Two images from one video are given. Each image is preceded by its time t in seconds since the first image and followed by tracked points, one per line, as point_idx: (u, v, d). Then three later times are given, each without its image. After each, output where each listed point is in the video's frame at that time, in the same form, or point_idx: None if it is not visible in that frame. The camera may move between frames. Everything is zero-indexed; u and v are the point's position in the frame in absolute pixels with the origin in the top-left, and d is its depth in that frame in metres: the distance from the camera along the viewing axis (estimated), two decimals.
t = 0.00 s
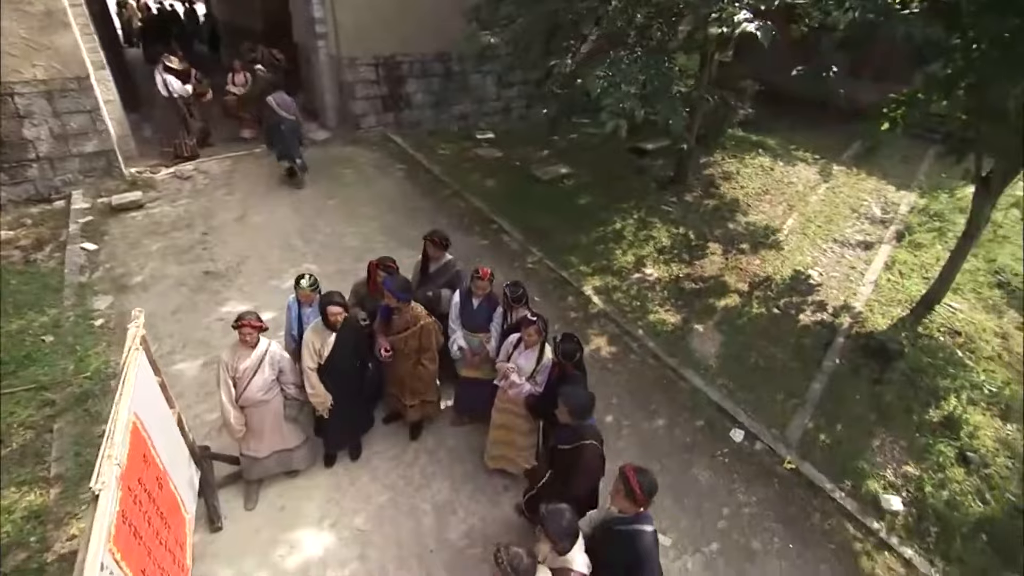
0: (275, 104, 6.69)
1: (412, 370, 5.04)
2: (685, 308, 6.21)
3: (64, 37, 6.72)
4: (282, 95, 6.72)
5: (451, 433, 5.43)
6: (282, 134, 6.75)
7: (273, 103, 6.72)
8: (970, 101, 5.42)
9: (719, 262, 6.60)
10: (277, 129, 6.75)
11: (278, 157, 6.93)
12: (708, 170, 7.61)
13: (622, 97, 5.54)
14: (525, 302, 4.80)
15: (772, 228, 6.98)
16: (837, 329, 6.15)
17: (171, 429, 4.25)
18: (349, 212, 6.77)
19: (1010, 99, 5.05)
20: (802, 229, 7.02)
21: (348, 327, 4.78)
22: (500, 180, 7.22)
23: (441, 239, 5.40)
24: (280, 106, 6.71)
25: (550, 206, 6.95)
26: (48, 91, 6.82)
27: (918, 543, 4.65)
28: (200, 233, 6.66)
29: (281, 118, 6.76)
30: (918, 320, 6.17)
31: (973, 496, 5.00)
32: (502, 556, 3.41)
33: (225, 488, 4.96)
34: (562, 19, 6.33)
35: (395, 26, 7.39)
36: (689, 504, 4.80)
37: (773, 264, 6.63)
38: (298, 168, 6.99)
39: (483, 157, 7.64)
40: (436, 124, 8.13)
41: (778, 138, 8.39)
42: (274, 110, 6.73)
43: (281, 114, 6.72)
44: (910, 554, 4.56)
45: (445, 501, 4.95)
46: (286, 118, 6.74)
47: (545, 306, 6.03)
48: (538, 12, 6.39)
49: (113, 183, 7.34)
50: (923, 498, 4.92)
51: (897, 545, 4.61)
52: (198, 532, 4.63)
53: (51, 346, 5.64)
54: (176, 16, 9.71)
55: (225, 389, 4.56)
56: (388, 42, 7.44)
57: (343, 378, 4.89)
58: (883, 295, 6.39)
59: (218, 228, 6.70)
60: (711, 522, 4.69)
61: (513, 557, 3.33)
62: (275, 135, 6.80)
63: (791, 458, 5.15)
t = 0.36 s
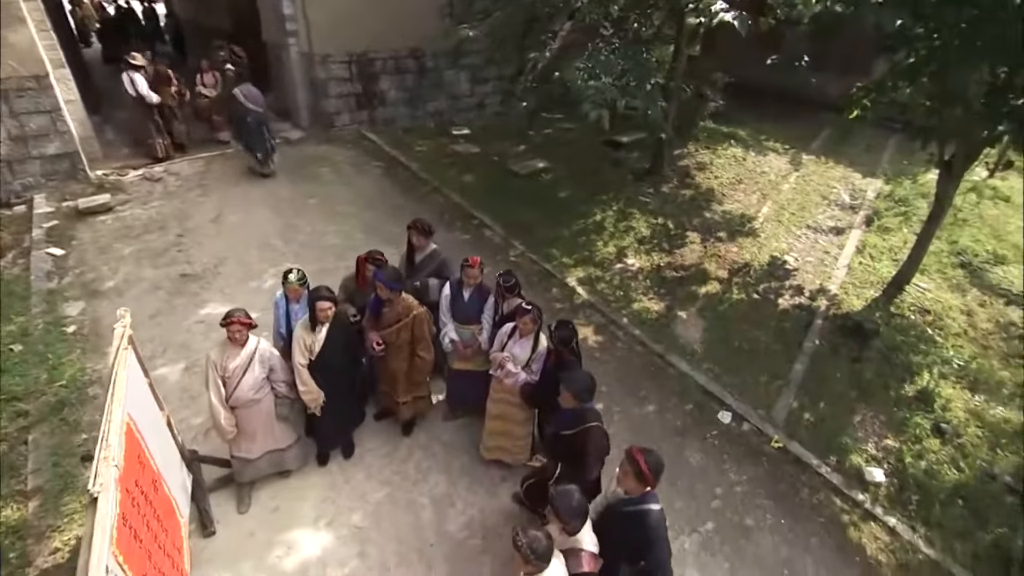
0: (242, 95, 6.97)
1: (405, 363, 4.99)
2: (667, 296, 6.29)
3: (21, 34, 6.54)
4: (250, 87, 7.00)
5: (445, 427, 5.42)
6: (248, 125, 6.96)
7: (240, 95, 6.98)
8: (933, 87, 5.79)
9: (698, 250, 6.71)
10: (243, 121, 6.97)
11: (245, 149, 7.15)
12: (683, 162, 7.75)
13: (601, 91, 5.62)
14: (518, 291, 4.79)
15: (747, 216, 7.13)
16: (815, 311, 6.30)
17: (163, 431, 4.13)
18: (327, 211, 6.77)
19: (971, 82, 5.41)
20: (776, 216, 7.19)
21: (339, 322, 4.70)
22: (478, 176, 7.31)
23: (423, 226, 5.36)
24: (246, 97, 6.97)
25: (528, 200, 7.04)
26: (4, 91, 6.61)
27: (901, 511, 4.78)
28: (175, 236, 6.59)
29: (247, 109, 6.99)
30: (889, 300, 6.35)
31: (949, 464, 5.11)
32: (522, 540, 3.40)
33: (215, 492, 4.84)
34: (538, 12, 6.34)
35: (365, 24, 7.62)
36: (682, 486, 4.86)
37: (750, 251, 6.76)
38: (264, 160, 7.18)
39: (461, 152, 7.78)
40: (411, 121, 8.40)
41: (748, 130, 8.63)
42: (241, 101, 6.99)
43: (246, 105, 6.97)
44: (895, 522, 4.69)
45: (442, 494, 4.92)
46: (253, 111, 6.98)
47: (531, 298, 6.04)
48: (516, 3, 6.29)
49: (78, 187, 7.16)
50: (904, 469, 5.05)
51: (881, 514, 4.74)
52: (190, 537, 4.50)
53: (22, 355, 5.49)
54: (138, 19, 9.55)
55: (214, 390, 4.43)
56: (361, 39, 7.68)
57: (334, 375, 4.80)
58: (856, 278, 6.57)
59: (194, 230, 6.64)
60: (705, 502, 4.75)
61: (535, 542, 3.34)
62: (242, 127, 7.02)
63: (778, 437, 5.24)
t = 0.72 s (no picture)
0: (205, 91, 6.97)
1: (394, 357, 4.97)
2: (648, 284, 6.38)
3: None
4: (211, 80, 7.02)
5: (436, 421, 5.39)
6: (213, 119, 6.97)
7: (200, 91, 7.00)
8: (896, 76, 5.94)
9: (676, 239, 6.81)
10: (209, 116, 6.98)
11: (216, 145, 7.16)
12: (658, 154, 7.91)
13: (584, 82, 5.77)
14: (507, 281, 4.83)
15: (721, 206, 7.28)
16: (791, 295, 6.45)
17: (153, 433, 4.02)
18: (303, 210, 6.71)
19: (932, 71, 5.62)
20: (749, 204, 7.36)
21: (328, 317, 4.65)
22: (455, 172, 7.32)
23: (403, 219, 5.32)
24: (208, 91, 6.97)
25: (507, 194, 7.08)
26: None
27: (882, 482, 4.93)
28: (147, 239, 6.48)
29: (212, 104, 6.99)
30: (861, 282, 6.53)
31: (923, 435, 5.29)
32: (530, 521, 3.34)
33: (205, 496, 4.73)
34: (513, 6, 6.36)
35: (336, 22, 7.64)
36: (673, 468, 4.94)
37: (726, 239, 6.90)
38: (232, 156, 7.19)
39: (436, 149, 7.79)
40: (383, 119, 8.38)
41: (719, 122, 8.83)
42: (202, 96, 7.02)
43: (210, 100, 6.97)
44: (876, 493, 4.83)
45: (437, 487, 4.89)
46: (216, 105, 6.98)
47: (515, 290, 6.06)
48: None
49: (40, 192, 6.96)
50: (882, 442, 5.19)
51: (864, 486, 4.87)
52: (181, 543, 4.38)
53: None
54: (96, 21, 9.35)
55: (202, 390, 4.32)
56: (330, 36, 7.67)
57: (324, 371, 4.76)
58: (828, 262, 6.75)
59: (167, 233, 6.54)
60: (696, 483, 4.84)
61: (545, 523, 3.27)
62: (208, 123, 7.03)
63: (762, 416, 5.35)
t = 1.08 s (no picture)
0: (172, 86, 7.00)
1: (382, 350, 4.92)
2: (628, 273, 6.46)
3: None
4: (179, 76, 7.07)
5: (426, 414, 5.36)
6: (182, 114, 7.01)
7: (168, 85, 7.03)
8: (862, 65, 6.07)
9: (654, 229, 6.92)
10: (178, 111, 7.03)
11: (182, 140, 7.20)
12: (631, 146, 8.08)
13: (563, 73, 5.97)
14: (495, 271, 4.81)
15: (696, 196, 7.43)
16: (767, 280, 6.59)
17: (142, 434, 3.90)
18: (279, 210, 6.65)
19: (895, 59, 5.79)
20: (721, 194, 7.52)
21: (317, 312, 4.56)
22: (432, 169, 7.39)
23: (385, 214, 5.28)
24: (176, 86, 7.00)
25: (485, 190, 7.14)
26: None
27: (861, 455, 5.06)
28: (118, 243, 6.33)
29: (180, 99, 7.04)
30: (834, 265, 6.71)
31: (896, 408, 5.43)
32: (536, 501, 3.24)
33: (194, 499, 4.62)
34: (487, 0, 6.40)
35: (307, 20, 7.80)
36: (664, 450, 5.00)
37: (702, 228, 7.03)
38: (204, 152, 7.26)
39: (410, 146, 7.93)
40: (358, 117, 8.57)
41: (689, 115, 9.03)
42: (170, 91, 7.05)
43: (179, 95, 7.02)
44: (857, 465, 4.96)
45: (431, 480, 4.85)
46: (184, 100, 7.03)
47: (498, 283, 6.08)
48: None
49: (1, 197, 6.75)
50: (859, 416, 5.34)
51: (845, 459, 5.00)
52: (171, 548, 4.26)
53: None
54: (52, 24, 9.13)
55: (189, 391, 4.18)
56: (299, 35, 7.81)
57: (313, 367, 4.68)
58: (801, 247, 6.92)
59: (138, 236, 6.41)
60: (685, 463, 4.91)
61: (552, 501, 3.18)
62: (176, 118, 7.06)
63: (745, 397, 5.45)
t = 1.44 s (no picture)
0: (144, 82, 6.95)
1: (370, 343, 4.87)
2: (607, 263, 6.53)
3: None
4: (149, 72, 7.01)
5: (414, 407, 5.33)
6: (153, 112, 6.96)
7: (137, 81, 6.96)
8: (828, 55, 6.21)
9: (631, 220, 7.01)
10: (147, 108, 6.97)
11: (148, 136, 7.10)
12: (605, 139, 8.20)
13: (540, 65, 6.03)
14: (482, 260, 4.82)
15: (670, 186, 7.57)
16: (743, 266, 6.72)
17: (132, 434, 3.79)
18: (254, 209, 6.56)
19: (859, 49, 5.93)
20: (694, 184, 7.67)
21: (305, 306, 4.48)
22: (407, 166, 7.36)
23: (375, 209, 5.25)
24: (148, 83, 6.95)
25: (462, 185, 7.16)
26: None
27: (841, 430, 5.19)
28: (86, 247, 6.16)
29: (150, 96, 6.97)
30: (806, 250, 6.88)
31: (870, 384, 5.60)
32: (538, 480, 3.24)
33: (182, 501, 4.51)
34: None
35: (275, 18, 7.73)
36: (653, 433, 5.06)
37: (677, 218, 7.14)
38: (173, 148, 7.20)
39: (384, 143, 7.90)
40: (329, 115, 8.52)
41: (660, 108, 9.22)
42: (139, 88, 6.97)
43: (150, 92, 6.95)
44: (837, 440, 5.09)
45: (424, 471, 4.82)
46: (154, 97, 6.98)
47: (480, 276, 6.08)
48: None
49: None
50: (836, 393, 5.48)
51: (824, 435, 5.13)
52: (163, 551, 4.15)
53: None
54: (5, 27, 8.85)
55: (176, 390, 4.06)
56: (268, 32, 7.74)
57: (301, 363, 4.59)
58: (773, 234, 7.08)
59: (107, 239, 6.24)
60: (674, 444, 4.98)
61: (554, 479, 3.18)
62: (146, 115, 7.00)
63: (727, 378, 5.55)
